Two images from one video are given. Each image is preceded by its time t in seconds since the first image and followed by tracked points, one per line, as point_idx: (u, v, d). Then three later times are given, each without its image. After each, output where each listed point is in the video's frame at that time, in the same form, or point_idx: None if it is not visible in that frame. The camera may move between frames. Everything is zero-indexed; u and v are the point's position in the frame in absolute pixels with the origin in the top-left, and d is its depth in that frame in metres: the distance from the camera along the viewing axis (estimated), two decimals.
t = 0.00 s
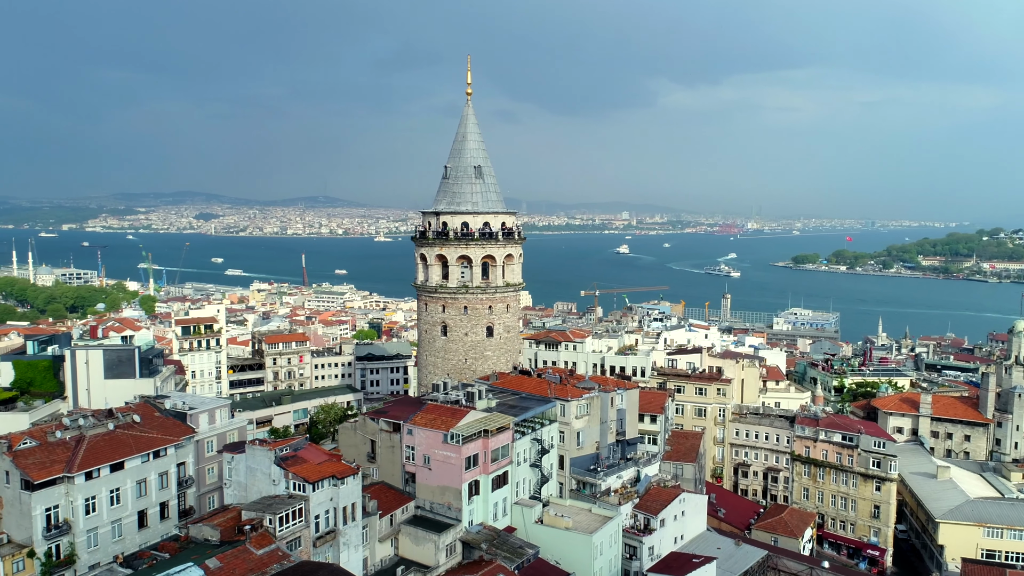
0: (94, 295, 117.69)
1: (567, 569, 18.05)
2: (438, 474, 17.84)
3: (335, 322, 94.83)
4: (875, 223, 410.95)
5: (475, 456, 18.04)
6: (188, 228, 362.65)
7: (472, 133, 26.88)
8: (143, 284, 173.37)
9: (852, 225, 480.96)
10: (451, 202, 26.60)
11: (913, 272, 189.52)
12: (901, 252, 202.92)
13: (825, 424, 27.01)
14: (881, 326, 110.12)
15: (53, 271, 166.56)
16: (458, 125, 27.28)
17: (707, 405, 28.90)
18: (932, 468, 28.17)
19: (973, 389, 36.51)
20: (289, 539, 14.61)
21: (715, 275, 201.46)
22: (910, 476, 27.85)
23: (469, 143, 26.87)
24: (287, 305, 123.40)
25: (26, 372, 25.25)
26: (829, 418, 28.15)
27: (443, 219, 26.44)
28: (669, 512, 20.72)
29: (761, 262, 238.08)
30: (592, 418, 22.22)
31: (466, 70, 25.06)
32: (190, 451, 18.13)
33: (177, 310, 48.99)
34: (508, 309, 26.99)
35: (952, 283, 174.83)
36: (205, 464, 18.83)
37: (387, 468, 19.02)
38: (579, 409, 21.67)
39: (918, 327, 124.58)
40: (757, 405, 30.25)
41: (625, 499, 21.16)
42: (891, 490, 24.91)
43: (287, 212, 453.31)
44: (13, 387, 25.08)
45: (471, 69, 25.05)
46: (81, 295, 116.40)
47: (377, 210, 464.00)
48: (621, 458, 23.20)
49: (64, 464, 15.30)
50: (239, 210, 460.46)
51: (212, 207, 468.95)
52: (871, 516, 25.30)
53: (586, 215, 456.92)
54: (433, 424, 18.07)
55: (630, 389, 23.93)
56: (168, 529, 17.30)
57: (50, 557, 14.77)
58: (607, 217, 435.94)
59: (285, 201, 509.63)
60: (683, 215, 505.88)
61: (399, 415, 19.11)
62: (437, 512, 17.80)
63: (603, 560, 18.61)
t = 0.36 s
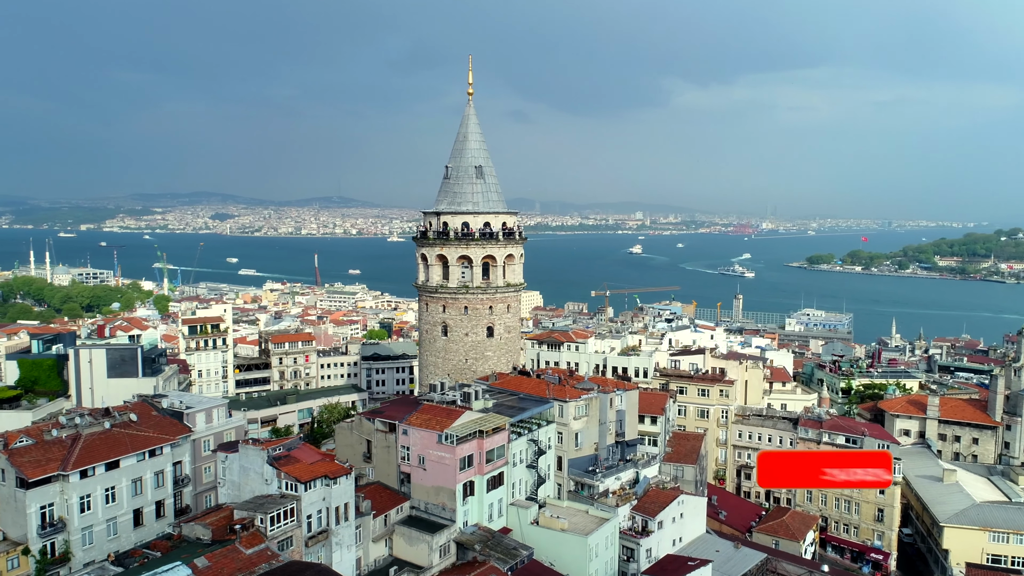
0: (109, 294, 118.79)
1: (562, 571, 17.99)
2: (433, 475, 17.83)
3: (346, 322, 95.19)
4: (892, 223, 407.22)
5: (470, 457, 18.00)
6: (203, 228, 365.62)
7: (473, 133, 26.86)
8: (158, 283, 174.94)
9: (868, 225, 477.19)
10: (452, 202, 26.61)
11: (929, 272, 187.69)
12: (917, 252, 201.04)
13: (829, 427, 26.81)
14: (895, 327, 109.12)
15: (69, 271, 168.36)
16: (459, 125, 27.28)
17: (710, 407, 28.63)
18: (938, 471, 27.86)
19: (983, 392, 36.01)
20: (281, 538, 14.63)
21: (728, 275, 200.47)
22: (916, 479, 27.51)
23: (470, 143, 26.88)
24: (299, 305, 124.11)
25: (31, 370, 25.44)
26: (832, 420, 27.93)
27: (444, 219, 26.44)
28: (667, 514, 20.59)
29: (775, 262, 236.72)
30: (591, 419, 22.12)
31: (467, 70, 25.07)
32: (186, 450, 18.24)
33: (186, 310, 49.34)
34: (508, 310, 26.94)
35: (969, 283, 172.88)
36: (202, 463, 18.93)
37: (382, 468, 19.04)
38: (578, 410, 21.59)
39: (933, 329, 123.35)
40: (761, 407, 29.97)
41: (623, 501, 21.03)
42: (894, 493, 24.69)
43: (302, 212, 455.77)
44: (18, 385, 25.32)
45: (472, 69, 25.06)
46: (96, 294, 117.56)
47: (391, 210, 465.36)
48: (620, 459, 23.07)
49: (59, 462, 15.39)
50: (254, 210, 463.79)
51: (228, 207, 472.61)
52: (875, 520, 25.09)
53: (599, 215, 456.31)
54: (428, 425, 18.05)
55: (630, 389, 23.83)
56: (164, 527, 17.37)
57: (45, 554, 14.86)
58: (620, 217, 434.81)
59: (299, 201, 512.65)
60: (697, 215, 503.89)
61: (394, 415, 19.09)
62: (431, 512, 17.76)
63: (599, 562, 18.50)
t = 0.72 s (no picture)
0: (121, 294, 119.55)
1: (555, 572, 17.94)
2: (426, 475, 17.79)
3: (355, 322, 95.46)
4: (907, 223, 403.85)
5: (464, 457, 17.98)
6: (217, 228, 367.70)
7: (472, 133, 26.84)
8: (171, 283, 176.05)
9: (883, 226, 473.47)
10: (452, 202, 26.57)
11: (944, 273, 185.94)
12: (932, 253, 199.18)
13: (830, 429, 26.70)
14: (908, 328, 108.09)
15: (84, 271, 169.97)
16: (459, 125, 27.26)
17: (711, 408, 28.30)
18: (941, 474, 27.56)
19: (991, 394, 35.59)
20: (270, 538, 14.65)
21: (739, 275, 199.53)
22: (920, 482, 27.21)
23: (470, 142, 26.86)
24: (309, 305, 124.52)
25: (33, 369, 25.48)
26: (834, 422, 27.74)
27: (443, 219, 26.42)
28: (663, 516, 20.48)
29: (788, 263, 235.26)
30: (588, 420, 22.00)
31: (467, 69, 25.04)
32: (181, 448, 18.35)
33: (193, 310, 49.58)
34: (507, 310, 26.88)
35: (984, 285, 170.99)
36: (196, 462, 19.02)
37: (376, 469, 19.02)
38: (575, 411, 21.49)
39: (946, 330, 122.32)
40: (762, 408, 29.72)
41: (620, 502, 20.92)
42: (896, 497, 24.42)
43: (314, 212, 457.46)
44: (20, 384, 25.38)
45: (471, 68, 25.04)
46: (109, 293, 118.50)
47: (403, 210, 466.35)
48: (618, 460, 22.96)
49: (53, 460, 15.48)
50: (267, 210, 465.95)
51: (241, 207, 475.17)
52: (876, 523, 24.86)
53: (612, 215, 455.36)
54: (422, 425, 18.03)
55: (628, 390, 23.74)
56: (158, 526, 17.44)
57: (38, 552, 14.92)
58: (632, 217, 433.71)
59: (312, 202, 514.66)
60: (710, 215, 501.69)
61: (389, 416, 19.07)
62: (424, 513, 17.74)
63: (593, 564, 18.39)
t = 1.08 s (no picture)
0: (131, 293, 120.25)
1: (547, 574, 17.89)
2: (418, 475, 17.77)
3: (362, 322, 95.64)
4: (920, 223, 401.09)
5: (456, 458, 17.93)
6: (227, 228, 369.52)
7: (471, 133, 26.77)
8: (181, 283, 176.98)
9: (895, 226, 470.57)
10: (450, 202, 26.54)
11: (956, 274, 184.53)
12: (944, 253, 197.69)
13: (830, 430, 26.53)
14: (918, 329, 107.33)
15: (94, 271, 171.08)
16: (458, 125, 27.20)
17: (711, 409, 28.12)
18: (943, 476, 27.33)
19: (996, 395, 35.28)
20: (260, 538, 14.65)
21: (749, 275, 198.72)
22: (922, 485, 26.97)
23: (468, 141, 26.76)
24: (318, 305, 124.90)
25: (33, 368, 25.62)
26: (834, 424, 27.61)
27: (441, 219, 26.37)
28: (659, 517, 20.35)
29: (798, 263, 234.15)
30: (584, 421, 21.92)
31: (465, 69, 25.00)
32: (175, 448, 18.41)
33: (197, 309, 49.77)
34: (506, 310, 26.85)
35: (996, 285, 169.57)
36: (190, 461, 19.07)
37: (370, 468, 19.02)
38: (570, 412, 21.41)
39: (956, 331, 121.48)
40: (763, 409, 29.51)
41: (615, 503, 20.82)
42: (896, 498, 24.27)
43: (324, 212, 458.91)
44: (21, 382, 25.53)
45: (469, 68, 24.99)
46: (119, 293, 119.16)
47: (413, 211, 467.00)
48: (615, 461, 22.86)
49: (44, 459, 15.50)
50: (278, 210, 467.86)
51: (252, 207, 477.31)
52: (876, 525, 24.68)
53: (621, 215, 454.51)
54: (415, 425, 18.00)
55: (624, 391, 23.68)
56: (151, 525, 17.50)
57: (29, 551, 14.95)
58: (642, 217, 432.56)
59: (321, 201, 516.24)
60: (720, 215, 500.08)
61: (382, 416, 19.04)
62: (416, 513, 17.72)
63: (587, 565, 18.32)
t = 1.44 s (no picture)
0: (140, 293, 120.83)
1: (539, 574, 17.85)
2: (410, 475, 17.75)
3: (369, 322, 95.75)
4: (931, 223, 398.26)
5: (449, 458, 17.87)
6: (237, 228, 371.11)
7: (468, 133, 26.73)
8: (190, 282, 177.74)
9: (906, 227, 467.79)
10: (448, 201, 26.48)
11: (966, 275, 183.18)
12: (955, 254, 196.32)
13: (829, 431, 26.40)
14: (926, 330, 106.63)
15: (103, 270, 171.93)
16: (455, 125, 27.16)
17: (709, 410, 27.90)
18: (944, 478, 27.15)
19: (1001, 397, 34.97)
20: (248, 537, 14.63)
21: (757, 275, 197.86)
22: (922, 487, 26.76)
23: (466, 141, 26.71)
24: (325, 304, 125.26)
25: (32, 367, 25.77)
26: (833, 425, 27.50)
27: (439, 219, 26.35)
28: (653, 518, 20.28)
29: (808, 263, 232.97)
30: (579, 421, 21.83)
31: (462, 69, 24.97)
32: (168, 447, 18.47)
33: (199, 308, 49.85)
34: (504, 310, 26.81)
35: (1007, 286, 168.24)
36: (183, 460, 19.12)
37: (363, 469, 19.01)
38: (566, 413, 21.33)
39: (966, 332, 120.63)
40: (762, 410, 29.36)
41: (609, 505, 20.77)
42: (895, 500, 24.16)
43: (334, 212, 460.18)
44: (20, 381, 25.64)
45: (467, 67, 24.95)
46: (128, 293, 119.68)
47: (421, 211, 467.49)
48: (610, 462, 22.83)
49: (35, 457, 15.49)
50: (287, 210, 469.30)
51: (261, 207, 479.19)
52: (875, 527, 24.53)
53: (630, 215, 453.66)
54: (407, 425, 17.98)
55: (620, 392, 23.61)
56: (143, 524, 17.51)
57: (20, 549, 14.94)
58: (651, 217, 431.41)
59: (330, 201, 517.64)
60: (730, 215, 498.20)
61: (375, 415, 19.05)
62: (409, 513, 17.69)
63: (579, 566, 18.26)
